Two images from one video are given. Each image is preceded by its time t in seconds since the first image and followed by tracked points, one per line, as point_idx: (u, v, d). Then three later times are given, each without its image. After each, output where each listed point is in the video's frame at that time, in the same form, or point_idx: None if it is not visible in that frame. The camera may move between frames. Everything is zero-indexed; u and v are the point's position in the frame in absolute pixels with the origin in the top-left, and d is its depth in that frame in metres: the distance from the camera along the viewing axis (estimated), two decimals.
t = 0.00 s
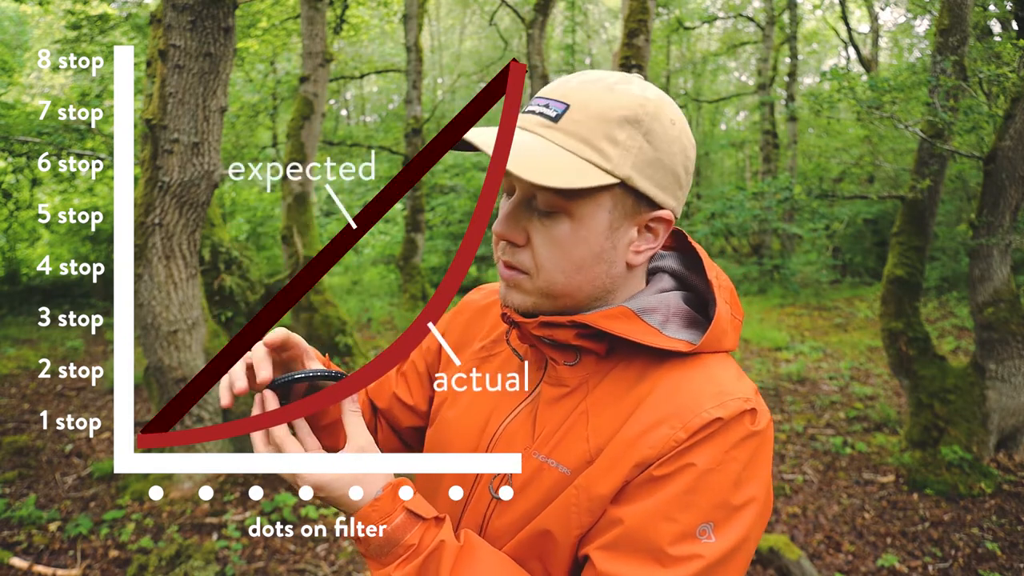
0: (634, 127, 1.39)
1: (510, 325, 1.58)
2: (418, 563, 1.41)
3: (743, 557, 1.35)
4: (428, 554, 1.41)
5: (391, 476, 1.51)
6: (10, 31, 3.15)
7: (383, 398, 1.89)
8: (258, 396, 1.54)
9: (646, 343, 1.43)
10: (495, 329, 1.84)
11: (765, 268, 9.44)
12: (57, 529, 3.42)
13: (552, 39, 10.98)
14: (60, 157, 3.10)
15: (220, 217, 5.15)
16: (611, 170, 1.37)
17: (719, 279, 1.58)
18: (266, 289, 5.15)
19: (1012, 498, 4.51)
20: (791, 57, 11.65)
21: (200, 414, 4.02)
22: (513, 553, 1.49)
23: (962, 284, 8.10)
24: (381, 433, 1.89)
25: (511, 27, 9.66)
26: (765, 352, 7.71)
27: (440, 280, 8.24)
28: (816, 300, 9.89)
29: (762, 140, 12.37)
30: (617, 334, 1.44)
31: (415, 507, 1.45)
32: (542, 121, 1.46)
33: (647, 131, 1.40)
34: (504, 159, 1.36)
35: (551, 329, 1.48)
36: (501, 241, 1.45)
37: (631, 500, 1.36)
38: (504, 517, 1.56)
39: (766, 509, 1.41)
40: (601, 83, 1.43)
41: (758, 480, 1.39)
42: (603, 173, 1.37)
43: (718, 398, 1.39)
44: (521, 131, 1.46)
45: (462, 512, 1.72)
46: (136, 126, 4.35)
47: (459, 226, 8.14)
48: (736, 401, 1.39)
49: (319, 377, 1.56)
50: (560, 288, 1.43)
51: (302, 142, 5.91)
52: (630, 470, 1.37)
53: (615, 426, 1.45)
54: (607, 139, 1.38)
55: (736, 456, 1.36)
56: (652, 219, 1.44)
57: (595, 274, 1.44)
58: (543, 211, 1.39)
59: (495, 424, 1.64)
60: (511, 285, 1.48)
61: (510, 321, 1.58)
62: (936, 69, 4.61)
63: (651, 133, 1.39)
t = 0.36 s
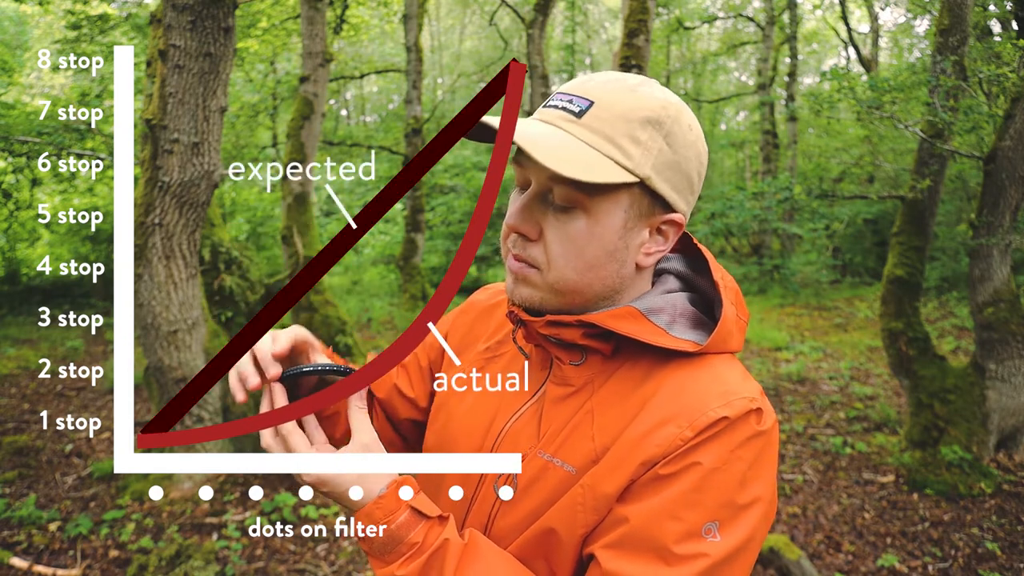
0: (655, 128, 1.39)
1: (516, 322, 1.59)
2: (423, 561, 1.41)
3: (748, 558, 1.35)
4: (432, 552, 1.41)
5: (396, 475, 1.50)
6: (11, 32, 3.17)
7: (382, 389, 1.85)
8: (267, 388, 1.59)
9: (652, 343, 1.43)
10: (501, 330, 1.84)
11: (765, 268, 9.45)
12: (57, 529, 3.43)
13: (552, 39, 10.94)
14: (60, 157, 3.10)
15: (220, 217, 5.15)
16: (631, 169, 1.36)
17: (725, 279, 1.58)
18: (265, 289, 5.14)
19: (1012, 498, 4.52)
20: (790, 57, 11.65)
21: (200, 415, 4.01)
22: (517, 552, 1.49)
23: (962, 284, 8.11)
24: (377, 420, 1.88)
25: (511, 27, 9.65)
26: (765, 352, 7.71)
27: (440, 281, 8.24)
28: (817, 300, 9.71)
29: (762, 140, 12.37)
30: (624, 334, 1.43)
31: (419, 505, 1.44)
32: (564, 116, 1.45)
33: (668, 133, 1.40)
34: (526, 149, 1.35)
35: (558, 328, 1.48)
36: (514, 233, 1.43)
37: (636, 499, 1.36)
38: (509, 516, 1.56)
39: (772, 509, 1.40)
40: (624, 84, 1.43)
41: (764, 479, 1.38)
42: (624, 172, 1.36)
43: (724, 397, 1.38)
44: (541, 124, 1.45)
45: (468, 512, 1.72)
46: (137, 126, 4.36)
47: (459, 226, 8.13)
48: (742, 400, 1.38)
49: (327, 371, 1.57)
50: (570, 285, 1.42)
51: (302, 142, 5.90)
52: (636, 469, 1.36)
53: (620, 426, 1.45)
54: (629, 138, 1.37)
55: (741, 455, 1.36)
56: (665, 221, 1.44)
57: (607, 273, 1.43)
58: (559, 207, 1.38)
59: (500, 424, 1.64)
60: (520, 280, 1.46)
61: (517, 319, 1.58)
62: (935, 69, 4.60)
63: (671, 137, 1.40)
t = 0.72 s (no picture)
0: (658, 132, 1.39)
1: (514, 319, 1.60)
2: (421, 553, 1.42)
3: (741, 560, 1.34)
4: (430, 543, 1.42)
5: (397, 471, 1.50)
6: (12, 33, 3.14)
7: (389, 316, 1.97)
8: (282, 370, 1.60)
9: (649, 342, 1.44)
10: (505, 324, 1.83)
11: (765, 268, 9.46)
12: (57, 529, 3.42)
13: (552, 39, 10.93)
14: (61, 157, 3.11)
15: (220, 217, 5.15)
16: (633, 174, 1.36)
17: (727, 280, 1.59)
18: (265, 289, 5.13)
19: (1011, 498, 4.53)
20: (790, 57, 11.64)
21: (200, 414, 4.01)
22: (512, 549, 1.50)
23: (962, 284, 8.12)
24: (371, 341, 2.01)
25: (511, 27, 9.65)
26: (765, 352, 7.71)
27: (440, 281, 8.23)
28: (816, 300, 9.88)
29: (762, 140, 12.37)
30: (622, 333, 1.44)
31: (419, 498, 1.45)
32: (566, 118, 1.46)
33: (671, 137, 1.40)
34: (524, 153, 1.34)
35: (554, 326, 1.49)
36: (514, 235, 1.44)
37: (629, 498, 1.36)
38: (505, 513, 1.57)
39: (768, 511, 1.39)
40: (628, 86, 1.43)
41: (759, 480, 1.38)
42: (625, 177, 1.36)
43: (720, 397, 1.38)
44: (543, 126, 1.45)
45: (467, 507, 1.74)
46: (137, 126, 4.36)
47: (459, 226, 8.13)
48: (737, 400, 1.39)
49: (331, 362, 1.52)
50: (569, 288, 1.43)
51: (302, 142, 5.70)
52: (629, 467, 1.37)
53: (615, 424, 1.45)
54: (631, 142, 1.38)
55: (736, 456, 1.35)
56: (665, 226, 1.44)
57: (606, 277, 1.43)
58: (559, 210, 1.38)
59: (499, 421, 1.65)
60: (519, 279, 1.47)
61: (515, 317, 1.58)
62: (935, 69, 4.58)
63: (675, 141, 1.40)
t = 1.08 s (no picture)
0: (671, 140, 1.38)
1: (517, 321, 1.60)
2: (419, 552, 1.42)
3: (737, 570, 1.34)
4: (429, 543, 1.42)
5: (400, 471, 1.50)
6: (11, 33, 3.14)
7: (397, 308, 1.96)
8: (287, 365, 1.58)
9: (652, 348, 1.44)
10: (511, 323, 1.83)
11: (765, 268, 9.44)
12: (57, 529, 3.41)
13: (552, 39, 10.93)
14: (61, 157, 3.11)
15: (220, 217, 5.15)
16: (643, 183, 1.36)
17: (734, 286, 1.58)
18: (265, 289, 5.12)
19: (1012, 498, 4.53)
20: (790, 57, 11.65)
21: (200, 414, 4.01)
22: (510, 551, 1.50)
23: (962, 284, 8.13)
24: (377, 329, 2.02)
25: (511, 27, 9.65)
26: (765, 351, 7.71)
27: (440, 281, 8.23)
28: (816, 300, 9.91)
29: (762, 140, 12.36)
30: (625, 339, 1.44)
31: (419, 497, 1.44)
32: (577, 122, 1.45)
33: (683, 145, 1.39)
34: (533, 157, 1.34)
35: (557, 329, 1.49)
36: (521, 238, 1.43)
37: (626, 505, 1.36)
38: (504, 514, 1.57)
39: (767, 521, 1.39)
40: (641, 91, 1.42)
41: (758, 491, 1.38)
42: (635, 185, 1.36)
43: (721, 408, 1.38)
44: (554, 128, 1.44)
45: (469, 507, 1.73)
46: (137, 126, 4.37)
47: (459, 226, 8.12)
48: (739, 411, 1.39)
49: (337, 358, 1.54)
50: (575, 293, 1.42)
51: (302, 143, 5.77)
52: (628, 475, 1.36)
53: (616, 430, 1.46)
54: (642, 150, 1.37)
55: (735, 467, 1.35)
56: (674, 233, 1.44)
57: (612, 283, 1.43)
58: (567, 214, 1.37)
59: (500, 421, 1.65)
60: (525, 282, 1.47)
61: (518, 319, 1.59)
62: (935, 69, 4.58)
63: (686, 149, 1.39)
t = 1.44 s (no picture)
0: (676, 143, 1.38)
1: (521, 323, 1.58)
2: (423, 553, 1.42)
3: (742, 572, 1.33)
4: (434, 545, 1.42)
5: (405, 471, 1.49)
6: (11, 32, 3.32)
7: (399, 313, 1.95)
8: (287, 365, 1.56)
9: (657, 350, 1.43)
10: (513, 323, 1.82)
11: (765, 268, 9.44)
12: (57, 529, 3.37)
13: (553, 39, 10.92)
14: (61, 157, 3.08)
15: (220, 217, 5.16)
16: (650, 186, 1.36)
17: (739, 288, 1.56)
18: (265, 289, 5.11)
19: (1012, 498, 4.52)
20: (791, 57, 11.64)
21: (200, 414, 4.02)
22: (515, 552, 1.49)
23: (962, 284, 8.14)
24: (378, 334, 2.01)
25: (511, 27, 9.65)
26: (765, 351, 7.71)
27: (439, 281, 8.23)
28: (816, 299, 9.94)
29: (762, 140, 12.36)
30: (630, 341, 1.43)
31: (424, 498, 1.44)
32: (582, 125, 1.43)
33: (688, 148, 1.39)
34: (538, 161, 1.32)
35: (562, 332, 1.48)
36: (524, 241, 1.42)
37: (633, 507, 1.36)
38: (508, 514, 1.56)
39: (771, 523, 1.39)
40: (646, 93, 1.41)
41: (764, 493, 1.37)
42: (641, 188, 1.35)
43: (727, 410, 1.37)
44: (558, 132, 1.43)
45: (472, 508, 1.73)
46: (137, 126, 4.37)
47: (459, 226, 8.12)
48: (745, 413, 1.38)
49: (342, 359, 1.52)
50: (580, 296, 1.42)
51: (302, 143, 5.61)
52: (635, 477, 1.36)
53: (621, 432, 1.45)
54: (648, 153, 1.36)
55: (741, 469, 1.34)
56: (678, 236, 1.45)
57: (617, 285, 1.43)
58: (573, 217, 1.37)
59: (503, 422, 1.64)
60: (529, 285, 1.46)
61: (522, 321, 1.57)
62: (935, 68, 4.57)
63: (691, 151, 1.39)
